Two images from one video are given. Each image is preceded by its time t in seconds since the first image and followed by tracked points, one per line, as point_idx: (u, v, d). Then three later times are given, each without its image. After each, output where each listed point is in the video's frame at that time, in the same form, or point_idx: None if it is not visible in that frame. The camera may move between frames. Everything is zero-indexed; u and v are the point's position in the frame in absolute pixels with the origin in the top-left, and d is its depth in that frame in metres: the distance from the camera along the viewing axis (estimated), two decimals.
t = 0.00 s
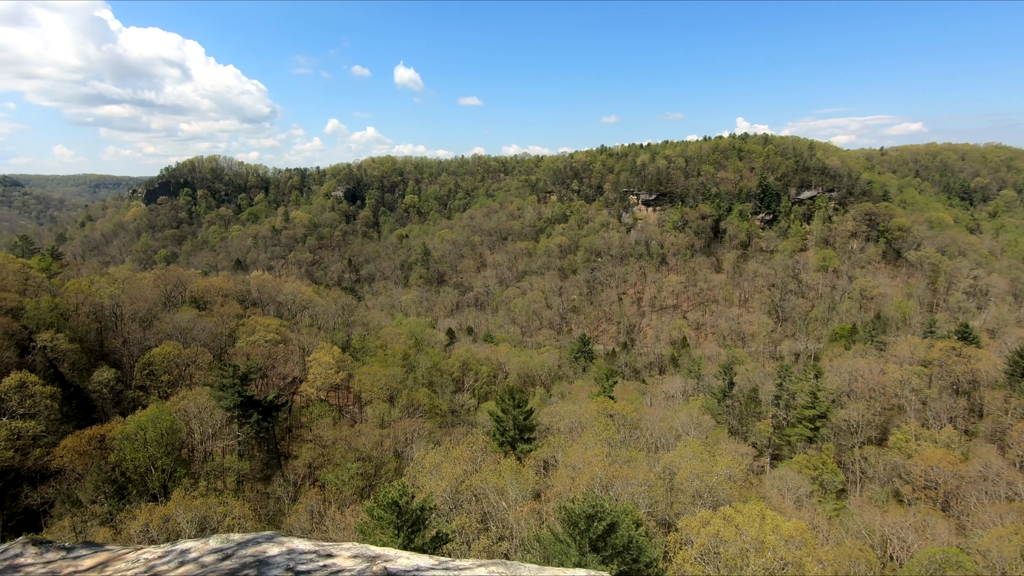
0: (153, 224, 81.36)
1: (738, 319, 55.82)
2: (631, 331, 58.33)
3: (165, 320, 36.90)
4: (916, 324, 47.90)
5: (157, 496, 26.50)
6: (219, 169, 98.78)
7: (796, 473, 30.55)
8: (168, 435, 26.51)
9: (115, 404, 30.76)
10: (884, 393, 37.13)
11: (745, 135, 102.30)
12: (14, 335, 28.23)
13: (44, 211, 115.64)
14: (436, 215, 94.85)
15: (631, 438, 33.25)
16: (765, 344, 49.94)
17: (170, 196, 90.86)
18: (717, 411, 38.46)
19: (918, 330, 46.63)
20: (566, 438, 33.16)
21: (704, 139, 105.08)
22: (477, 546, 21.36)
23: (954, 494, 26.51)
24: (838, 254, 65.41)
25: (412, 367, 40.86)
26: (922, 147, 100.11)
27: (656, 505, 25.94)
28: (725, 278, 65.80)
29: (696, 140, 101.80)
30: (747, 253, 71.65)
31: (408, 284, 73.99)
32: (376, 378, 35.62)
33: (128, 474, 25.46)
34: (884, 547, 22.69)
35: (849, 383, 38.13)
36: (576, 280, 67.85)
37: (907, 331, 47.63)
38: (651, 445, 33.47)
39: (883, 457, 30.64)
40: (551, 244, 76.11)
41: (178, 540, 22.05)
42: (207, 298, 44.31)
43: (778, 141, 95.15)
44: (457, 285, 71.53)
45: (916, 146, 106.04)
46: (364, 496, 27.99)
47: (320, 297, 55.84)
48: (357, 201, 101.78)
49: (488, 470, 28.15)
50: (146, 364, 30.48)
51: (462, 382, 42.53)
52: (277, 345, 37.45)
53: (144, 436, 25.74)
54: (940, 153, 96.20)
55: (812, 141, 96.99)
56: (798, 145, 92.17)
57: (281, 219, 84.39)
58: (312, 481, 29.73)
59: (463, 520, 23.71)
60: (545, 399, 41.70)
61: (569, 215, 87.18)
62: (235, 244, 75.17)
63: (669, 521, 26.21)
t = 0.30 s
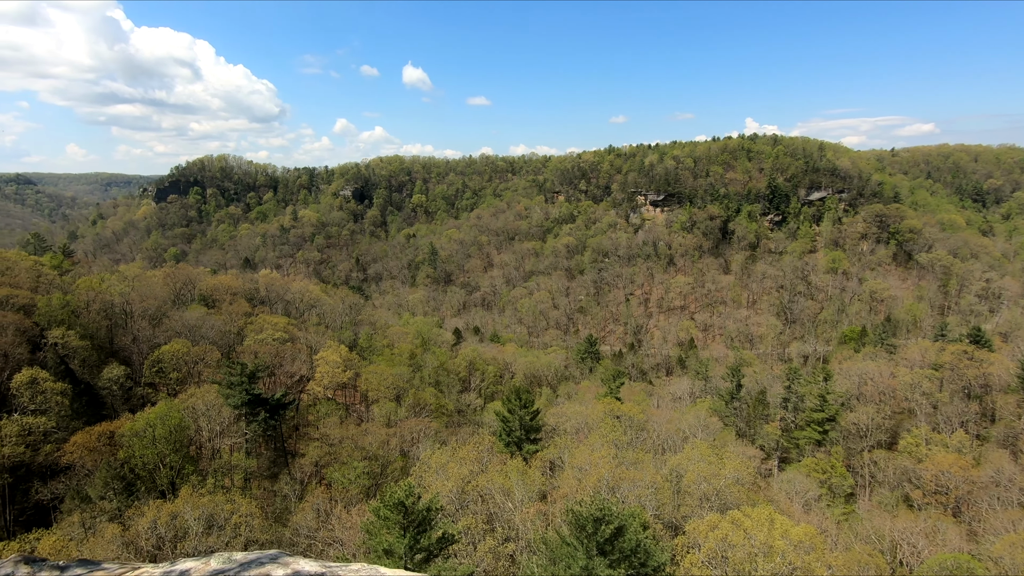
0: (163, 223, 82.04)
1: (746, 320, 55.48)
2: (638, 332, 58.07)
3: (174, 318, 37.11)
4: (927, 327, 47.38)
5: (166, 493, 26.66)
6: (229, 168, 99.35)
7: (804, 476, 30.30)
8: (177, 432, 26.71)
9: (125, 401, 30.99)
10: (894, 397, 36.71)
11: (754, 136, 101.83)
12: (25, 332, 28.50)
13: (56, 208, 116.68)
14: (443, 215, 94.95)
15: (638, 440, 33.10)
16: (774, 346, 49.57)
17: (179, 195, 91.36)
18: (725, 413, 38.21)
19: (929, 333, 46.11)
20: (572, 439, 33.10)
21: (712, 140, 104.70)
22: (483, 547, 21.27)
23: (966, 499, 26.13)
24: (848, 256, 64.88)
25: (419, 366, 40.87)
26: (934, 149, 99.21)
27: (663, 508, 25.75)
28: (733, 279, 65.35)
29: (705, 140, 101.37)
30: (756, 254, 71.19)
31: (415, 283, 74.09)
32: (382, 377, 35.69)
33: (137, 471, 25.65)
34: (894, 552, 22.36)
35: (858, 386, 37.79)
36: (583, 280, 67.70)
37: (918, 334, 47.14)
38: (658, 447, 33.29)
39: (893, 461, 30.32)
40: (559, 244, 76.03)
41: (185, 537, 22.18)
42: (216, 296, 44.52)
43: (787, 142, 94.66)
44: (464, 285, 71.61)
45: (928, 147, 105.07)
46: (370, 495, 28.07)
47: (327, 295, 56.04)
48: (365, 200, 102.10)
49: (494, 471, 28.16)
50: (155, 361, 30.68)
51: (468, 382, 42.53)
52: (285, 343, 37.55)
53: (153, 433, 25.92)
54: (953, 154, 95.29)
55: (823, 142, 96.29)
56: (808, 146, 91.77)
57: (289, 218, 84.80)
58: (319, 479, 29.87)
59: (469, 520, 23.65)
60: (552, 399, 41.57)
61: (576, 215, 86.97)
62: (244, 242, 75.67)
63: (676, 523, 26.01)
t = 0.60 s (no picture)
0: (180, 221, 83.18)
1: (760, 323, 54.90)
2: (651, 334, 57.71)
3: (190, 316, 37.57)
4: (946, 332, 46.45)
5: (180, 488, 26.91)
6: (245, 167, 100.43)
7: (819, 482, 29.89)
8: (192, 428, 26.99)
9: (141, 396, 31.39)
10: (912, 403, 36.01)
11: (770, 137, 101.07)
12: (46, 328, 29.02)
13: (78, 207, 119.29)
14: (456, 215, 95.30)
15: (649, 443, 32.81)
16: (788, 349, 49.00)
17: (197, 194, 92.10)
18: (738, 417, 37.82)
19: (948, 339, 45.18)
20: (584, 441, 32.94)
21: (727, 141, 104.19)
22: (493, 549, 21.16)
23: (986, 509, 25.51)
24: (865, 260, 63.92)
25: (431, 366, 40.98)
26: (956, 151, 97.51)
27: (675, 512, 25.45)
28: (748, 281, 64.70)
29: (719, 142, 100.76)
30: (771, 256, 70.46)
31: (428, 283, 74.36)
32: (394, 376, 35.82)
33: (152, 466, 25.96)
34: (911, 562, 21.87)
35: (875, 392, 37.19)
36: (595, 282, 67.50)
37: (937, 339, 46.21)
38: (670, 451, 33.02)
39: (911, 468, 29.72)
40: (571, 245, 75.92)
41: (198, 532, 22.37)
42: (231, 294, 45.00)
43: (804, 143, 93.97)
44: (476, 285, 71.71)
45: (949, 149, 103.28)
46: (381, 494, 28.15)
47: (341, 295, 56.38)
48: (378, 200, 102.75)
49: (505, 472, 28.18)
50: (171, 358, 31.05)
51: (479, 382, 42.58)
52: (298, 342, 37.80)
53: (169, 429, 26.20)
54: (975, 156, 93.64)
55: (840, 143, 95.15)
56: (825, 147, 91.02)
57: (304, 218, 85.68)
58: (331, 477, 30.05)
59: (479, 521, 23.55)
60: (563, 401, 41.38)
61: (589, 216, 86.62)
62: (259, 241, 76.46)
63: (687, 528, 25.74)
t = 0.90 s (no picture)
0: (209, 220, 85.10)
1: (785, 328, 53.81)
2: (673, 338, 57.12)
3: (217, 313, 38.36)
4: (981, 341, 44.89)
5: (205, 482, 27.41)
6: (272, 167, 102.36)
7: (844, 492, 29.16)
8: (217, 423, 27.49)
9: (169, 391, 32.12)
10: (943, 413, 34.81)
11: (797, 139, 99.74)
12: (80, 322, 29.90)
13: (112, 205, 123.27)
14: (478, 215, 95.63)
15: (670, 447, 32.34)
16: (814, 355, 47.99)
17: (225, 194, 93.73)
18: (761, 423, 37.17)
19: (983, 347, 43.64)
20: (603, 445, 32.66)
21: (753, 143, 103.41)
22: (511, 551, 21.03)
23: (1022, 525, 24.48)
24: (896, 264, 62.27)
25: (450, 366, 41.19)
26: (993, 154, 94.62)
27: (696, 519, 25.01)
28: (773, 285, 63.64)
29: (744, 144, 99.36)
30: (797, 260, 69.19)
31: (449, 283, 74.81)
32: (415, 375, 36.03)
33: (179, 459, 26.50)
34: None
35: (905, 401, 36.13)
36: (616, 284, 67.06)
37: (971, 348, 44.67)
38: (691, 457, 32.55)
39: (942, 480, 28.69)
40: (593, 246, 75.72)
41: (222, 525, 22.76)
42: (257, 292, 45.86)
43: (834, 145, 92.98)
44: (497, 286, 71.82)
45: (987, 152, 100.24)
46: (400, 492, 28.33)
47: (363, 294, 56.98)
48: (401, 201, 103.68)
49: (524, 474, 28.14)
50: (198, 354, 31.70)
51: (499, 383, 42.65)
52: (321, 340, 38.27)
53: (195, 423, 26.72)
54: (1013, 159, 90.87)
55: (871, 145, 93.22)
56: (856, 149, 89.90)
57: (328, 218, 87.18)
58: (351, 474, 30.29)
59: (498, 523, 23.45)
60: (583, 404, 41.14)
61: (611, 218, 86.06)
62: (284, 241, 77.85)
63: (708, 536, 25.31)
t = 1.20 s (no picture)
0: (241, 220, 87.17)
1: (816, 335, 52.58)
2: (699, 343, 56.32)
3: (248, 310, 39.25)
4: None
5: (233, 475, 28.01)
6: (302, 168, 104.41)
7: (876, 505, 28.24)
8: (245, 418, 28.03)
9: (201, 385, 32.88)
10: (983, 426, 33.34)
11: (830, 142, 97.88)
12: (118, 317, 30.85)
13: (150, 204, 127.86)
14: (503, 217, 96.07)
15: (695, 453, 31.82)
16: (846, 363, 46.74)
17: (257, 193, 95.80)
18: (790, 432, 36.42)
19: None
20: (626, 449, 32.33)
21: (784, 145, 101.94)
22: (532, 555, 20.86)
23: None
24: (934, 271, 60.21)
25: (474, 366, 41.35)
26: None
27: (721, 528, 24.51)
28: (803, 291, 62.33)
29: (775, 147, 97.76)
30: (829, 265, 67.59)
31: (473, 284, 75.23)
32: (438, 375, 36.26)
33: (209, 452, 27.10)
34: None
35: (942, 413, 34.88)
36: (641, 287, 66.50)
37: (1014, 359, 42.83)
38: (717, 464, 31.94)
39: (981, 496, 27.44)
40: (618, 249, 75.35)
41: (249, 519, 23.18)
42: (286, 291, 46.81)
43: (869, 148, 91.12)
44: (521, 288, 71.77)
45: None
46: (422, 491, 28.51)
47: (389, 294, 57.63)
48: (427, 201, 104.43)
49: (546, 477, 28.03)
50: (229, 350, 32.45)
51: (522, 385, 42.64)
52: (347, 338, 38.78)
53: (225, 417, 27.35)
54: None
55: (909, 148, 90.68)
56: (892, 152, 87.80)
57: (356, 218, 88.79)
58: (375, 472, 30.54)
59: (519, 525, 23.34)
60: (606, 408, 40.83)
61: (637, 221, 85.33)
62: (313, 241, 79.37)
63: (734, 546, 24.79)
